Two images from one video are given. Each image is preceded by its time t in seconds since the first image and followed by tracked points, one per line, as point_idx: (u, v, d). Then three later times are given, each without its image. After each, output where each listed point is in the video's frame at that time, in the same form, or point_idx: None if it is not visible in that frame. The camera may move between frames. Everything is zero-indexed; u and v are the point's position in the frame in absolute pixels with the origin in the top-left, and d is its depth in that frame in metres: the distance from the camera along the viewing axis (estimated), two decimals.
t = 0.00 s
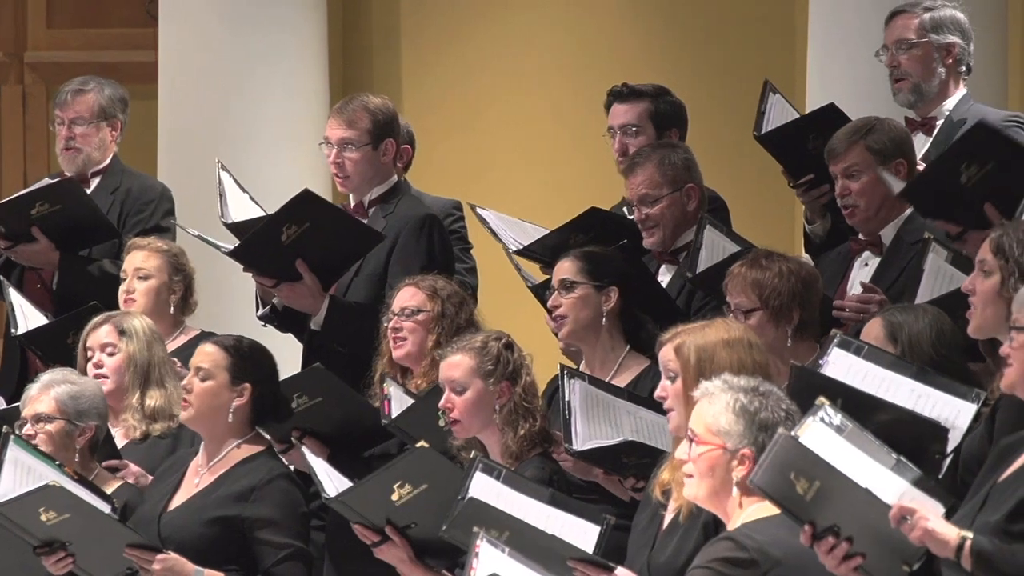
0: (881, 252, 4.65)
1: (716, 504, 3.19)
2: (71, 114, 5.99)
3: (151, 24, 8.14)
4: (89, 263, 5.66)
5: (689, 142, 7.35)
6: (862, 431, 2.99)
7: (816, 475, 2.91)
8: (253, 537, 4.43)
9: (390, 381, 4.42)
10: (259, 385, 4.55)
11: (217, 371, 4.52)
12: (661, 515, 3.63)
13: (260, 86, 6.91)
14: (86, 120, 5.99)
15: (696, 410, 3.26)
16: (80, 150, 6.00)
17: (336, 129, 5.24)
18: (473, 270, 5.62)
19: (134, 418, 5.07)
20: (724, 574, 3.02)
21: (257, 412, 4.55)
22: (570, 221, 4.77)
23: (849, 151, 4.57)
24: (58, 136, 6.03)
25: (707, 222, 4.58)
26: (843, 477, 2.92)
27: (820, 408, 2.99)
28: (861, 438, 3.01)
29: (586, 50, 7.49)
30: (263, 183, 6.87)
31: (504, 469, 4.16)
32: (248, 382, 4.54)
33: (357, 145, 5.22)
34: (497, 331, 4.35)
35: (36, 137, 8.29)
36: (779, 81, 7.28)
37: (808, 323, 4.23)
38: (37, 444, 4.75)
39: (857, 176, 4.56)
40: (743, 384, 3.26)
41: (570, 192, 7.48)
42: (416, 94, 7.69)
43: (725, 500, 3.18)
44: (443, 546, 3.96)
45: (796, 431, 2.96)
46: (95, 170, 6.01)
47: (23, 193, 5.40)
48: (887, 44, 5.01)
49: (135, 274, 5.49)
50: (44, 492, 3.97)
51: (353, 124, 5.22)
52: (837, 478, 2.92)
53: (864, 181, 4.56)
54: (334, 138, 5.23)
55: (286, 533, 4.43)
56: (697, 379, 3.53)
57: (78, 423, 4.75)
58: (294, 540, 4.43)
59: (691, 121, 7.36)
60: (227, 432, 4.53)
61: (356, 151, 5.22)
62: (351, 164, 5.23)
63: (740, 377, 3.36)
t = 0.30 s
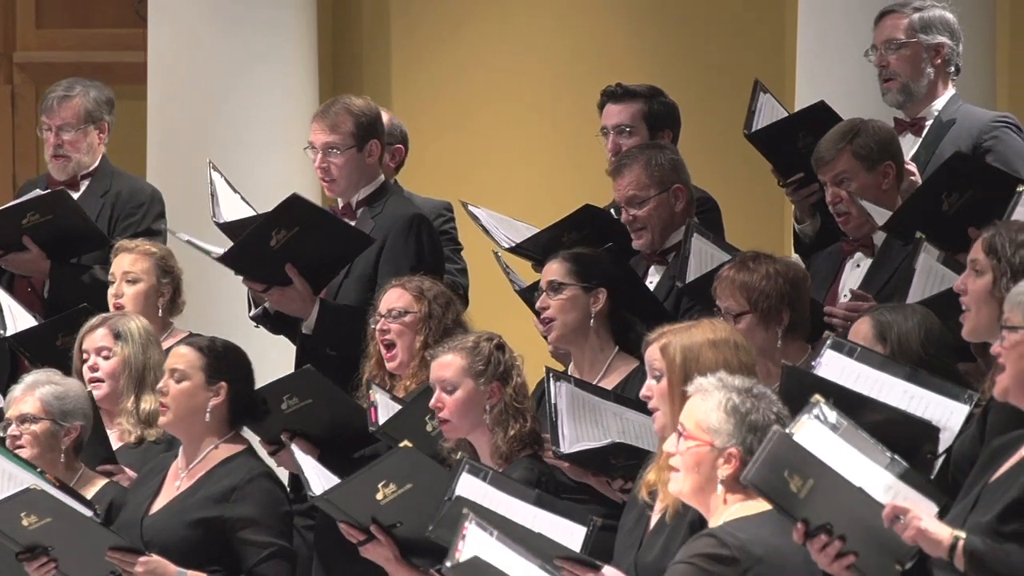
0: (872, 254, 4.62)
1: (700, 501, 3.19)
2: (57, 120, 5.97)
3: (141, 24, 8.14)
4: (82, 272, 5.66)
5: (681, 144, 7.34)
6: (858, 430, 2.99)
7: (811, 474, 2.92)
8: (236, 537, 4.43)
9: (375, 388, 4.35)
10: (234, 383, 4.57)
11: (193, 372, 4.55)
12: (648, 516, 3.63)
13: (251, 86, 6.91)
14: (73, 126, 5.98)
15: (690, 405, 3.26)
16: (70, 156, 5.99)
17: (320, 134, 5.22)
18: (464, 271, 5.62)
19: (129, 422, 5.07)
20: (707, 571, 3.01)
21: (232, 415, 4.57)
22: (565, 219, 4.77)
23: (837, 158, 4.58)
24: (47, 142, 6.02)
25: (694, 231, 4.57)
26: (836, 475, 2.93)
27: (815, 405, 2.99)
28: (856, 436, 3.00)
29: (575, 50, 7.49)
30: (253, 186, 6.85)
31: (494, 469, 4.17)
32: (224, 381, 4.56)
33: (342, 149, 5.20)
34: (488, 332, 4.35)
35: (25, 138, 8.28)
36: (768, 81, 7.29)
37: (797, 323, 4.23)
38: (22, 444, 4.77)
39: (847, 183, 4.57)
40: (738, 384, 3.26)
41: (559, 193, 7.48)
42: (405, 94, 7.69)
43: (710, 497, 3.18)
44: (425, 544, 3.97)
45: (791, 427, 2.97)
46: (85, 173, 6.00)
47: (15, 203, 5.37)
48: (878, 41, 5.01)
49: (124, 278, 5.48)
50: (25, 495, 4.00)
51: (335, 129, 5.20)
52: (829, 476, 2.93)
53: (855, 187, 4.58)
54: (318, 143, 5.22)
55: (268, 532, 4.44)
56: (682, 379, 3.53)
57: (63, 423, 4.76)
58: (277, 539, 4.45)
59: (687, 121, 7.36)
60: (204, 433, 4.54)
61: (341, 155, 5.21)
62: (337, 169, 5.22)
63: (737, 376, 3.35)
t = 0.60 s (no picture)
0: (868, 255, 4.64)
1: (686, 503, 3.19)
2: (54, 124, 5.97)
3: (131, 25, 8.13)
4: (79, 277, 5.68)
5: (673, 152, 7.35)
6: (848, 431, 3.01)
7: (802, 477, 2.93)
8: (223, 537, 4.44)
9: (367, 382, 4.43)
10: (216, 381, 4.56)
11: (174, 371, 4.52)
12: (636, 518, 3.63)
13: (241, 87, 6.90)
14: (69, 129, 5.98)
15: (670, 408, 3.27)
16: (65, 159, 5.98)
17: (311, 134, 5.23)
18: (456, 273, 5.62)
19: (125, 422, 5.05)
20: (692, 572, 3.01)
21: (214, 413, 4.56)
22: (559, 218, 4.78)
23: (830, 162, 4.57)
24: (43, 144, 6.01)
25: (692, 229, 4.57)
26: (827, 477, 2.94)
27: (806, 407, 3.01)
28: (846, 438, 3.02)
29: (567, 50, 7.49)
30: (241, 187, 6.86)
31: (484, 472, 4.16)
32: (206, 378, 4.54)
33: (333, 150, 5.21)
34: (476, 333, 4.35)
35: (17, 139, 8.26)
36: (759, 83, 7.30)
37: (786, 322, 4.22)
38: (4, 452, 4.74)
39: (841, 188, 4.56)
40: (716, 383, 3.25)
41: (550, 195, 7.49)
42: (397, 94, 7.69)
43: (695, 498, 3.18)
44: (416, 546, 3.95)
45: (782, 430, 2.98)
46: (81, 176, 5.99)
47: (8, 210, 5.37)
48: (871, 41, 5.01)
49: (115, 277, 5.48)
50: (9, 499, 4.04)
51: (327, 129, 5.21)
52: (821, 478, 2.94)
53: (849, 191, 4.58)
54: (310, 143, 5.23)
55: (253, 530, 4.45)
56: (668, 379, 3.54)
57: (44, 427, 4.73)
58: (263, 536, 4.46)
59: (680, 123, 7.36)
60: (186, 430, 4.52)
61: (333, 156, 5.21)
62: (328, 169, 5.22)
63: (716, 376, 3.35)
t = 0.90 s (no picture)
0: (866, 254, 4.61)
1: (675, 504, 3.20)
2: (55, 120, 5.96)
3: (124, 24, 8.13)
4: (73, 273, 5.65)
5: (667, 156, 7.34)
6: (834, 428, 3.02)
7: (788, 472, 2.93)
8: (210, 534, 4.44)
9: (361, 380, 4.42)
10: (206, 379, 4.56)
11: (164, 366, 4.53)
12: (625, 519, 3.63)
13: (234, 86, 6.90)
14: (70, 126, 5.97)
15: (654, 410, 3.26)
16: (64, 155, 5.98)
17: (306, 131, 5.23)
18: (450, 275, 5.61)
19: (119, 419, 5.02)
20: (681, 572, 3.01)
21: (202, 412, 4.56)
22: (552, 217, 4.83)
23: (826, 161, 4.56)
24: (44, 140, 6.01)
25: (689, 223, 4.58)
26: (814, 471, 2.94)
27: (791, 404, 3.02)
28: (833, 435, 3.03)
29: (561, 50, 7.49)
30: (234, 187, 6.86)
31: (474, 472, 4.17)
32: (195, 376, 4.55)
33: (327, 146, 5.21)
34: (469, 331, 4.34)
35: (10, 138, 8.26)
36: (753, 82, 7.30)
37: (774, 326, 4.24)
38: None
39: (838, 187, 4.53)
40: (700, 383, 3.25)
41: (543, 194, 7.49)
42: (390, 93, 7.69)
43: (683, 500, 3.19)
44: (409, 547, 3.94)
45: (767, 426, 2.99)
46: (80, 173, 5.99)
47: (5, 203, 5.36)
48: (868, 39, 5.01)
49: (106, 277, 5.46)
50: None
51: (322, 126, 5.20)
52: (807, 473, 2.94)
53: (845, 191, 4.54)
54: (304, 140, 5.22)
55: (241, 527, 4.45)
56: (658, 379, 3.55)
57: (42, 425, 4.75)
58: (249, 533, 4.46)
59: (674, 123, 7.36)
60: (173, 428, 4.53)
61: (327, 153, 5.21)
62: (322, 166, 5.22)
63: (699, 376, 3.35)
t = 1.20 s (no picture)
0: (863, 254, 4.61)
1: (670, 508, 3.18)
2: (49, 117, 5.96)
3: (117, 24, 8.12)
4: (66, 270, 5.67)
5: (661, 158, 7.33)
6: (820, 429, 3.03)
7: (778, 473, 2.92)
8: (200, 530, 4.44)
9: (356, 376, 4.40)
10: (197, 377, 4.58)
11: (155, 365, 4.53)
12: (615, 517, 3.64)
13: (226, 86, 6.90)
14: (64, 123, 5.97)
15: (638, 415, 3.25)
16: (57, 153, 5.97)
17: (300, 131, 5.22)
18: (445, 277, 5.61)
19: (112, 421, 5.04)
20: (675, 572, 3.02)
21: (193, 411, 4.57)
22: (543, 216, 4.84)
23: (823, 161, 4.55)
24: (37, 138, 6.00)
25: (682, 221, 4.58)
26: (804, 471, 2.94)
27: (777, 407, 3.04)
28: (818, 436, 3.04)
29: (555, 50, 7.49)
30: (228, 186, 6.86)
31: (467, 473, 4.17)
32: (187, 373, 4.56)
33: (321, 147, 5.20)
34: (459, 332, 4.34)
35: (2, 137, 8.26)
36: (746, 81, 7.31)
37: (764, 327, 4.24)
38: None
39: (832, 187, 4.53)
40: (683, 384, 3.26)
41: (536, 194, 7.49)
42: (383, 92, 7.68)
43: (677, 503, 3.18)
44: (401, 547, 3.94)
45: (755, 429, 3.01)
46: (73, 171, 5.98)
47: None
48: (863, 39, 5.01)
49: (101, 277, 5.46)
50: None
51: (316, 126, 5.20)
52: (797, 474, 2.93)
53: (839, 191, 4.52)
54: (298, 140, 5.22)
55: (231, 523, 4.44)
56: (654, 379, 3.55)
57: (39, 424, 4.74)
58: (239, 529, 4.46)
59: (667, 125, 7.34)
60: (163, 426, 4.53)
61: (320, 153, 5.21)
62: (315, 166, 5.21)
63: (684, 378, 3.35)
